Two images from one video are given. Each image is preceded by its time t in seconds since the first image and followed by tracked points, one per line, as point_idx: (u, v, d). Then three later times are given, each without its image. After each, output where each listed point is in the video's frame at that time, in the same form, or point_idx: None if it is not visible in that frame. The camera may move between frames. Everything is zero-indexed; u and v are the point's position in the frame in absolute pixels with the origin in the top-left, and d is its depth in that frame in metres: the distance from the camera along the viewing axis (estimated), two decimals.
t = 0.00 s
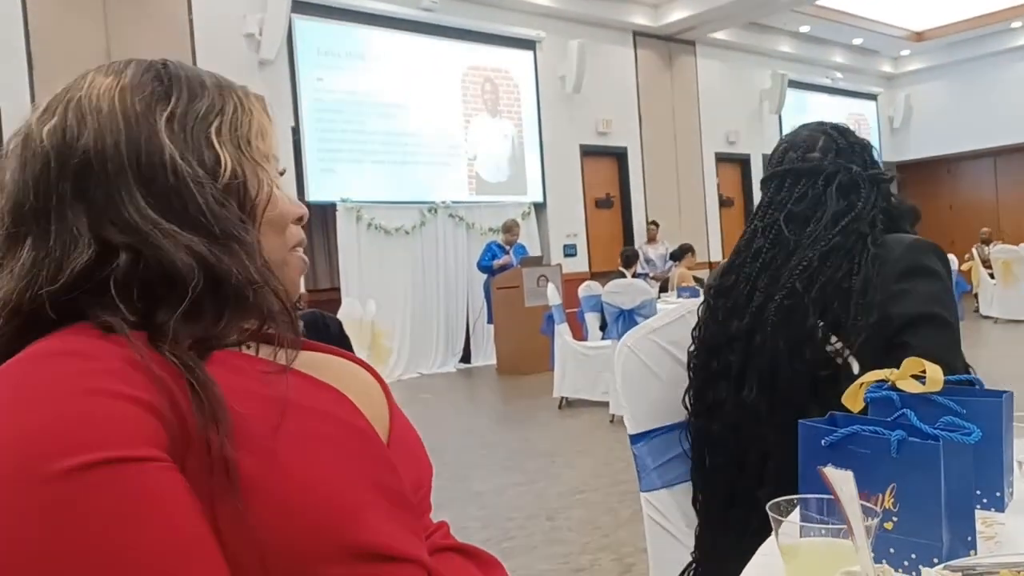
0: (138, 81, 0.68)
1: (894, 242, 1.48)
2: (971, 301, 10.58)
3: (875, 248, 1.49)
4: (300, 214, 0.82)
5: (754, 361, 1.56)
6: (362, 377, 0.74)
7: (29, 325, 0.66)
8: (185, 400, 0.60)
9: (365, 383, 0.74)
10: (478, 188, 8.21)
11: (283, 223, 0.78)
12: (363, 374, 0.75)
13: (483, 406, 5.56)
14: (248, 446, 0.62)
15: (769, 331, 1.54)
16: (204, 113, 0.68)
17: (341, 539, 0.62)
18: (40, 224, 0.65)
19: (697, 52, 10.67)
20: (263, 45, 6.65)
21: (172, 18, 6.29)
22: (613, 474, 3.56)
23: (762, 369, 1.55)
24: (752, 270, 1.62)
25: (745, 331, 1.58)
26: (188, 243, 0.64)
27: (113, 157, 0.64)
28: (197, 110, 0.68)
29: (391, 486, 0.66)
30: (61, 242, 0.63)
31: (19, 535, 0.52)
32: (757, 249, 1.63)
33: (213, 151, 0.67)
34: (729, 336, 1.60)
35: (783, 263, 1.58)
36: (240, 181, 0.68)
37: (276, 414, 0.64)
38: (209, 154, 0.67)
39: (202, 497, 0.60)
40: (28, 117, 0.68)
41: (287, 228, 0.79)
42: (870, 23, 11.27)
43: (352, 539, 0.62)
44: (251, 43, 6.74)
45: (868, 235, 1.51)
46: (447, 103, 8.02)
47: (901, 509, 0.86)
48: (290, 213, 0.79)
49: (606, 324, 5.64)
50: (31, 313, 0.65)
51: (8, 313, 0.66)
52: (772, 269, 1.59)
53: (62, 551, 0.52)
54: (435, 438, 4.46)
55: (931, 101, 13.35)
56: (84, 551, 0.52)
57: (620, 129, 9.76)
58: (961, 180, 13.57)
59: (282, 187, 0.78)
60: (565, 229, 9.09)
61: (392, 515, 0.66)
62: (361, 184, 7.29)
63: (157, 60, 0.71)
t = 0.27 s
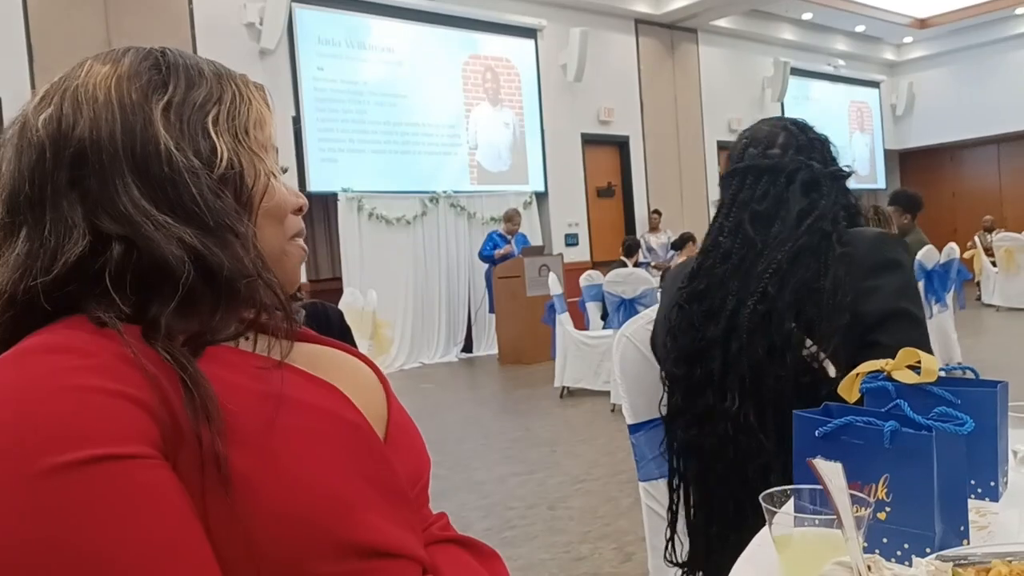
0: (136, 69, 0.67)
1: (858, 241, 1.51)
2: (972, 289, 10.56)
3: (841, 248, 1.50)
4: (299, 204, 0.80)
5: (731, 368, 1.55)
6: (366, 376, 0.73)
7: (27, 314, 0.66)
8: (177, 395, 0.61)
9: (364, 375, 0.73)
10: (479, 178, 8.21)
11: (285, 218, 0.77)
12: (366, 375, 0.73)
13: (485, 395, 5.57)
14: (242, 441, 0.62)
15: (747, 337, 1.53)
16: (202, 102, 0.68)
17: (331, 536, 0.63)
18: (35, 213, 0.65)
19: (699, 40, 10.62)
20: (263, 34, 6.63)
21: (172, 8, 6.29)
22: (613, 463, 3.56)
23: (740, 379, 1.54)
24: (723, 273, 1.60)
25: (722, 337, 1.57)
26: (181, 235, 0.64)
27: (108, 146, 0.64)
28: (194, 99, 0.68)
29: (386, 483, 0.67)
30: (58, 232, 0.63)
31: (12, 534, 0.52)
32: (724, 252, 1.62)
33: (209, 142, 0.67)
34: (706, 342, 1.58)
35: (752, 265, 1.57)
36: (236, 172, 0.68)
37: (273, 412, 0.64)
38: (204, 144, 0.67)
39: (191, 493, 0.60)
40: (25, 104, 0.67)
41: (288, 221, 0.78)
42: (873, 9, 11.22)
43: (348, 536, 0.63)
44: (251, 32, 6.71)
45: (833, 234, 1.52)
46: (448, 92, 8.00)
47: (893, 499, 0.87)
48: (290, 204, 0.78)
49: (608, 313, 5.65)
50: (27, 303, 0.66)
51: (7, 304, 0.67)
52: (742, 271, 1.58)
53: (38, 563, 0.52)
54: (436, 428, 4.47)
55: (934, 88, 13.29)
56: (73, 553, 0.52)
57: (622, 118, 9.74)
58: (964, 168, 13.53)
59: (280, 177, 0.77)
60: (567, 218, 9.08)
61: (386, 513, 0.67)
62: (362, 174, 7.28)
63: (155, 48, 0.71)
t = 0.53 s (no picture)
0: (102, 78, 0.68)
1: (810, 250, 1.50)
2: (977, 284, 10.54)
3: (796, 260, 1.48)
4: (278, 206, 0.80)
5: (693, 383, 1.57)
6: (342, 362, 0.76)
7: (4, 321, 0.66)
8: (153, 392, 0.61)
9: (343, 365, 0.75)
10: (482, 174, 8.22)
11: (267, 218, 0.76)
12: (345, 362, 0.76)
13: (488, 391, 5.58)
14: (220, 433, 0.62)
15: (708, 354, 1.54)
16: (166, 107, 0.69)
17: (315, 521, 0.63)
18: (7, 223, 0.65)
19: (702, 36, 10.61)
20: (266, 31, 6.60)
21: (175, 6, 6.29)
22: (617, 460, 3.56)
23: (702, 395, 1.56)
24: (683, 290, 1.61)
25: (684, 353, 1.58)
26: (146, 237, 0.64)
27: (74, 154, 0.64)
28: (160, 104, 0.69)
29: (369, 472, 0.68)
30: (31, 239, 0.64)
31: None
32: (683, 268, 1.62)
33: (175, 146, 0.68)
34: (671, 358, 1.60)
35: (711, 280, 1.57)
36: (202, 173, 0.69)
37: (251, 404, 0.64)
38: (169, 147, 0.68)
39: (170, 490, 0.60)
40: None
41: (267, 221, 0.76)
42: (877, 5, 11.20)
43: (332, 521, 0.64)
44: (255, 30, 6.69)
45: (787, 247, 1.50)
46: (450, 89, 8.00)
47: (898, 494, 0.86)
48: (269, 205, 0.78)
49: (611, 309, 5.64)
50: (6, 308, 0.66)
51: None
52: (701, 288, 1.58)
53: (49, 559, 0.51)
54: (440, 425, 4.48)
55: (938, 83, 13.26)
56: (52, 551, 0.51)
57: (625, 114, 9.73)
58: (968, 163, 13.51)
59: (251, 178, 0.77)
60: (570, 214, 9.08)
61: (369, 502, 0.68)
62: (365, 172, 7.29)
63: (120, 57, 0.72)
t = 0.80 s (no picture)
0: (95, 80, 0.69)
1: (821, 243, 1.50)
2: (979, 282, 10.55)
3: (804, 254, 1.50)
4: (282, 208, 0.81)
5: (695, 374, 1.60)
6: (355, 362, 0.76)
7: (16, 325, 0.68)
8: (169, 388, 0.62)
9: (356, 364, 0.76)
10: (485, 173, 8.22)
11: (263, 212, 0.77)
12: (353, 358, 0.76)
13: (492, 389, 5.59)
14: (230, 428, 0.63)
15: (711, 346, 1.57)
16: (160, 106, 0.70)
17: (329, 517, 0.64)
18: (11, 229, 0.66)
19: (705, 35, 10.61)
20: (269, 32, 6.63)
21: (178, 7, 6.30)
22: (620, 456, 3.57)
23: (700, 384, 1.59)
24: (694, 285, 1.64)
25: (691, 345, 1.62)
26: (147, 235, 0.65)
27: (71, 157, 0.65)
28: (154, 102, 0.70)
29: (380, 465, 0.69)
30: (35, 244, 0.65)
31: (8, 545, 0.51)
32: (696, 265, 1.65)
33: (170, 144, 0.69)
34: (679, 353, 1.63)
35: (722, 276, 1.60)
36: (199, 170, 0.70)
37: (260, 401, 0.65)
38: (165, 146, 0.68)
39: (188, 486, 0.61)
40: None
41: (266, 215, 0.77)
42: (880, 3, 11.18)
43: (342, 518, 0.65)
44: (258, 30, 6.72)
45: (797, 242, 1.52)
46: (454, 88, 8.01)
47: (903, 490, 0.88)
48: (269, 197, 0.79)
49: (614, 307, 5.66)
50: (15, 312, 0.67)
51: None
52: (710, 283, 1.61)
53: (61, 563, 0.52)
54: (444, 422, 4.49)
55: (941, 81, 13.25)
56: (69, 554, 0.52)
57: (628, 113, 9.74)
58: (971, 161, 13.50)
59: (250, 171, 0.78)
60: (573, 213, 9.10)
61: (381, 495, 0.68)
62: (369, 170, 7.30)
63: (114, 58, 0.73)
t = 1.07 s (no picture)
0: (97, 76, 0.67)
1: (879, 236, 1.50)
2: (985, 277, 10.51)
3: (865, 247, 1.48)
4: (289, 211, 0.79)
5: (745, 358, 1.54)
6: (362, 356, 0.75)
7: (30, 330, 0.67)
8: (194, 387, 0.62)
9: (370, 367, 0.74)
10: (488, 168, 8.19)
11: (272, 205, 0.76)
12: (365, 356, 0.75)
13: (495, 385, 5.59)
14: (254, 427, 0.63)
15: (764, 331, 1.51)
16: (162, 100, 0.68)
17: (358, 514, 0.64)
18: (20, 231, 0.65)
19: (708, 28, 10.57)
20: (271, 26, 6.62)
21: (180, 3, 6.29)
22: (624, 453, 3.56)
23: (753, 368, 1.53)
24: (747, 270, 1.58)
25: (740, 330, 1.55)
26: (158, 235, 0.64)
27: (76, 156, 0.64)
28: (155, 97, 0.68)
29: (399, 462, 0.69)
30: (44, 246, 0.64)
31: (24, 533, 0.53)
32: (749, 248, 1.59)
33: (175, 137, 0.67)
34: (723, 337, 1.57)
35: (775, 263, 1.55)
36: (205, 164, 0.68)
37: (279, 396, 0.65)
38: (170, 142, 0.67)
39: (215, 484, 0.61)
40: None
41: (277, 210, 0.76)
42: None
43: (365, 514, 0.65)
44: (260, 25, 6.71)
45: (855, 233, 1.50)
46: (457, 82, 7.99)
47: (909, 490, 0.87)
48: (276, 189, 0.78)
49: (618, 303, 5.65)
50: (28, 318, 0.66)
51: (7, 322, 0.67)
52: (763, 269, 1.56)
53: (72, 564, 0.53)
54: (447, 418, 4.48)
55: (946, 74, 13.18)
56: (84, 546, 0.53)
57: (631, 107, 9.71)
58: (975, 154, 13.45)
59: (256, 164, 0.76)
60: (576, 208, 9.08)
61: (399, 491, 0.68)
62: (372, 166, 7.28)
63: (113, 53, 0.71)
